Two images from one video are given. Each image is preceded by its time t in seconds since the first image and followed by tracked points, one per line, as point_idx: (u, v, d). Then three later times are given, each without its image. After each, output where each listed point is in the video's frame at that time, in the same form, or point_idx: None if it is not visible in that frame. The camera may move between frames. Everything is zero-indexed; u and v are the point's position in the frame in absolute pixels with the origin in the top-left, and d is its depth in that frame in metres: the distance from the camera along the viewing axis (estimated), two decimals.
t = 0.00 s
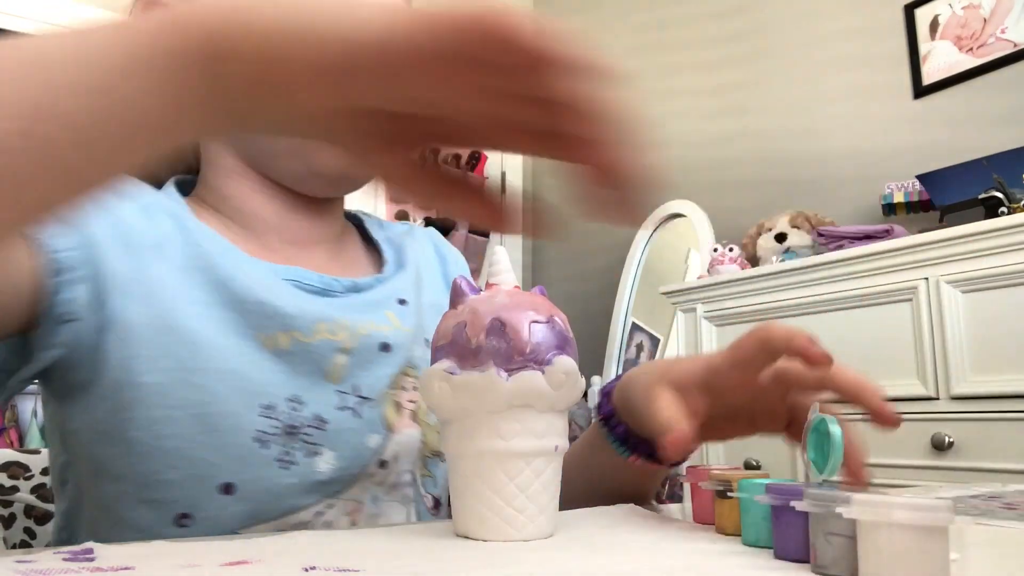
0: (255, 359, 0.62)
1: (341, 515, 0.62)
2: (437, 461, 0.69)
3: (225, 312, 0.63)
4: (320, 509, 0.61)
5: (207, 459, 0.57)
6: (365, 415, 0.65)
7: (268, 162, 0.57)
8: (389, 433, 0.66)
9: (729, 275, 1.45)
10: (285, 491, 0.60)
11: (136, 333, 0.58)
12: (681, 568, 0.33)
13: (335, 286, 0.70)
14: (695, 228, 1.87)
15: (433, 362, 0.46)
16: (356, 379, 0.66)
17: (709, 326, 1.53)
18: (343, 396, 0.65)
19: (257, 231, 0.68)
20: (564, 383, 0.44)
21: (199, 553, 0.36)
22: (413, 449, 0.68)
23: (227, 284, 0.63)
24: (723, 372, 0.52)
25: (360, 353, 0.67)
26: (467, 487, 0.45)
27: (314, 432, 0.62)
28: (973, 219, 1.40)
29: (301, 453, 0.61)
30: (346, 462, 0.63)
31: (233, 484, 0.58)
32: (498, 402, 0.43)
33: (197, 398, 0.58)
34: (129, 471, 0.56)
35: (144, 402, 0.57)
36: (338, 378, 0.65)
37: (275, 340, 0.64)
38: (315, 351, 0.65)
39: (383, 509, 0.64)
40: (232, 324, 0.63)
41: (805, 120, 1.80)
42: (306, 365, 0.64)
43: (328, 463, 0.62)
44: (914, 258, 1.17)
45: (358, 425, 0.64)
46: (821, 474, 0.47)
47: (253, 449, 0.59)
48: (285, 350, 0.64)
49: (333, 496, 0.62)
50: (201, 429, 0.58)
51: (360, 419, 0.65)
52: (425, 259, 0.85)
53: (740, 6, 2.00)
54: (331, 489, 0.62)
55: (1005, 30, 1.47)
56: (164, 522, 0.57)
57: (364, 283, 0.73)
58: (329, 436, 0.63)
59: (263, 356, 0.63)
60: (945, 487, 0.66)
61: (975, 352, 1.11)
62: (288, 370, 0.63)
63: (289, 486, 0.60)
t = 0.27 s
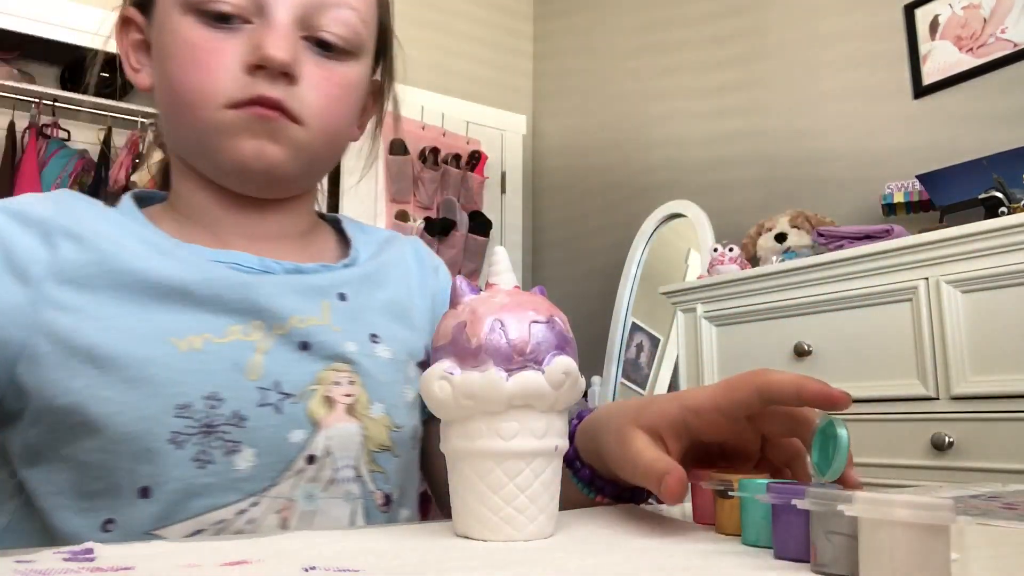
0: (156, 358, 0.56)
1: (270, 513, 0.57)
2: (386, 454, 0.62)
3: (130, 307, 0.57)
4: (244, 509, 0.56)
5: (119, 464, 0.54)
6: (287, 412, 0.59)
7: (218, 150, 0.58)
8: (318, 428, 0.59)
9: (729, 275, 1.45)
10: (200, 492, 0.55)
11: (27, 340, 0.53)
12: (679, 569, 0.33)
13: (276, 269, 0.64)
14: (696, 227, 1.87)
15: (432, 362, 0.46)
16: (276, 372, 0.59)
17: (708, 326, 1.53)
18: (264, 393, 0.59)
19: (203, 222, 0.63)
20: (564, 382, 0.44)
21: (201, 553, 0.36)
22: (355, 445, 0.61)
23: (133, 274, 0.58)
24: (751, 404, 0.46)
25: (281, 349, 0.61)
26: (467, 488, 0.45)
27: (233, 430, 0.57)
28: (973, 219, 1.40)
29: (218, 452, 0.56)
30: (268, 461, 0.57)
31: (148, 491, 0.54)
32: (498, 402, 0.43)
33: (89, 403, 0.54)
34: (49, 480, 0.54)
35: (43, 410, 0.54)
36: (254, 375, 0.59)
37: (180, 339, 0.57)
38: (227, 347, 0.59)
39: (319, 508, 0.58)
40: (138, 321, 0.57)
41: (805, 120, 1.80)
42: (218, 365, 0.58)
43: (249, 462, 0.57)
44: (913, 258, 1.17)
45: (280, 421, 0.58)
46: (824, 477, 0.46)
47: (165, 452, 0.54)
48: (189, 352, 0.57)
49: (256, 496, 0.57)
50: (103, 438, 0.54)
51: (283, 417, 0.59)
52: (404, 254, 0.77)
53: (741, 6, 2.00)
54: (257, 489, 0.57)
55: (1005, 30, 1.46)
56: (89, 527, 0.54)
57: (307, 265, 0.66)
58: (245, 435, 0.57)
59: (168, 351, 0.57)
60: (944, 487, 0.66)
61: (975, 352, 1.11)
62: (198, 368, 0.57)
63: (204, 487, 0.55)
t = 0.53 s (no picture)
0: (108, 360, 0.59)
1: (226, 512, 0.60)
2: (346, 447, 0.66)
3: (83, 309, 0.60)
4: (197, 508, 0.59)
5: (70, 468, 0.57)
6: (241, 407, 0.62)
7: (173, 139, 0.59)
8: (276, 424, 0.63)
9: (729, 275, 1.45)
10: (152, 490, 0.58)
11: None
12: (679, 569, 0.33)
13: (235, 264, 0.67)
14: (695, 227, 1.87)
15: (433, 361, 0.46)
16: (231, 370, 0.63)
17: (708, 326, 1.53)
18: (218, 389, 0.62)
19: (162, 215, 0.66)
20: (564, 382, 0.44)
21: (201, 553, 0.36)
22: (316, 440, 0.64)
23: (86, 276, 0.60)
24: (762, 426, 0.47)
25: (235, 346, 0.64)
26: (467, 488, 0.45)
27: (186, 428, 0.60)
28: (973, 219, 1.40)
29: (171, 451, 0.59)
30: (220, 460, 0.61)
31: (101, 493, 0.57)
32: (497, 402, 0.43)
33: (42, 406, 0.56)
34: None
35: None
36: (208, 374, 0.62)
37: (132, 339, 0.60)
38: (181, 348, 0.62)
39: (278, 503, 0.61)
40: (91, 323, 0.59)
41: (805, 120, 1.80)
42: (172, 365, 0.61)
43: (203, 460, 0.60)
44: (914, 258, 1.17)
45: (235, 419, 0.62)
46: (828, 479, 0.48)
47: (118, 453, 0.57)
48: (142, 352, 0.60)
49: (208, 494, 0.60)
50: (55, 442, 0.56)
51: (237, 414, 0.62)
52: (370, 247, 0.80)
53: (741, 6, 2.00)
54: (210, 488, 0.60)
55: (1005, 30, 1.46)
56: (41, 532, 0.56)
57: (267, 259, 0.69)
58: (199, 433, 0.60)
59: (121, 353, 0.59)
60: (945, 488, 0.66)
61: (975, 352, 1.11)
62: (150, 368, 0.60)
63: (157, 486, 0.58)
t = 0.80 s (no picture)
0: (82, 361, 0.59)
1: (204, 514, 0.60)
2: (329, 447, 0.67)
3: (56, 309, 0.60)
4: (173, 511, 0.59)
5: (43, 471, 0.56)
6: (219, 407, 0.62)
7: (154, 130, 0.58)
8: (254, 424, 0.63)
9: (730, 275, 1.45)
10: (126, 493, 0.58)
11: None
12: (679, 569, 0.33)
13: (216, 263, 0.67)
14: (695, 227, 1.87)
15: (433, 361, 0.46)
16: (210, 370, 0.63)
17: (708, 326, 1.53)
18: (195, 389, 0.62)
19: (140, 211, 0.66)
20: (563, 382, 0.44)
21: (200, 553, 0.36)
22: (295, 439, 0.65)
23: (59, 277, 0.60)
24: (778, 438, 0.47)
25: (213, 344, 0.64)
26: (467, 488, 0.45)
27: (161, 430, 0.60)
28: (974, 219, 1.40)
29: (146, 454, 0.59)
30: (197, 462, 0.61)
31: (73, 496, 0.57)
32: (497, 402, 0.43)
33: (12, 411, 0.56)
34: None
35: None
36: (184, 373, 0.62)
37: (107, 339, 0.60)
38: (156, 348, 0.62)
39: (259, 504, 0.62)
40: (65, 326, 0.59)
41: (805, 120, 1.80)
42: (147, 366, 0.61)
43: (179, 463, 0.60)
44: (914, 258, 1.17)
45: (211, 419, 0.62)
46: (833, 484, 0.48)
47: (91, 456, 0.57)
48: (117, 353, 0.60)
49: (185, 497, 0.60)
50: (27, 445, 0.56)
51: (215, 415, 0.62)
52: (352, 243, 0.80)
53: (741, 6, 2.00)
54: (187, 490, 0.60)
55: (1005, 30, 1.46)
56: (10, 539, 0.56)
57: (248, 256, 0.69)
58: (173, 434, 0.60)
59: (95, 354, 0.59)
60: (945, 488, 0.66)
61: (975, 352, 1.11)
62: (125, 369, 0.60)
63: (132, 488, 0.58)
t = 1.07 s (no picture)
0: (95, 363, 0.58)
1: (208, 521, 0.60)
2: (334, 456, 0.67)
3: (68, 310, 0.59)
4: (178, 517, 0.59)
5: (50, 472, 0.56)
6: (229, 413, 0.62)
7: (171, 125, 0.58)
8: (263, 431, 0.63)
9: (730, 275, 1.45)
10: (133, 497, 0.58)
11: None
12: (679, 569, 0.33)
13: (230, 269, 0.67)
14: (695, 227, 1.87)
15: (433, 361, 0.46)
16: (221, 376, 0.63)
17: (708, 326, 1.53)
18: (206, 395, 0.62)
19: (153, 208, 0.66)
20: (564, 383, 0.44)
21: (199, 554, 0.36)
22: (302, 448, 0.65)
23: (72, 278, 0.60)
24: (780, 433, 0.48)
25: (225, 350, 0.64)
26: (466, 487, 0.45)
27: (171, 436, 0.60)
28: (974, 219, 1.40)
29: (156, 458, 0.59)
30: (205, 469, 0.61)
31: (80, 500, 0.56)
32: (497, 402, 0.43)
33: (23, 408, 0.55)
34: None
35: None
36: (196, 378, 0.62)
37: (121, 340, 0.60)
38: (168, 352, 0.62)
39: (263, 512, 0.62)
40: (77, 327, 0.59)
41: (805, 120, 1.80)
42: (159, 370, 0.61)
43: (187, 469, 0.60)
44: (914, 258, 1.17)
45: (221, 426, 0.62)
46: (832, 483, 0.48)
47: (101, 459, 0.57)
48: (130, 356, 0.60)
49: (191, 503, 0.60)
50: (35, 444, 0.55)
51: (225, 421, 0.62)
52: (356, 249, 0.80)
53: (741, 6, 2.00)
54: (193, 497, 0.60)
55: (1005, 30, 1.46)
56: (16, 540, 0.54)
57: (262, 262, 0.69)
58: (183, 439, 0.60)
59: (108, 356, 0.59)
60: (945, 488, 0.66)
61: (975, 352, 1.11)
62: (138, 372, 0.60)
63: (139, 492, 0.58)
